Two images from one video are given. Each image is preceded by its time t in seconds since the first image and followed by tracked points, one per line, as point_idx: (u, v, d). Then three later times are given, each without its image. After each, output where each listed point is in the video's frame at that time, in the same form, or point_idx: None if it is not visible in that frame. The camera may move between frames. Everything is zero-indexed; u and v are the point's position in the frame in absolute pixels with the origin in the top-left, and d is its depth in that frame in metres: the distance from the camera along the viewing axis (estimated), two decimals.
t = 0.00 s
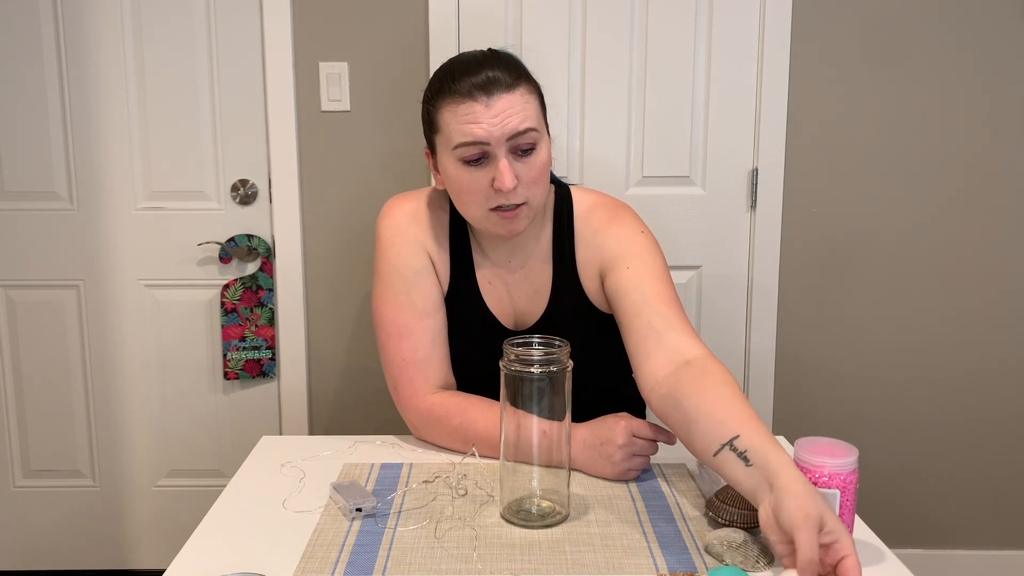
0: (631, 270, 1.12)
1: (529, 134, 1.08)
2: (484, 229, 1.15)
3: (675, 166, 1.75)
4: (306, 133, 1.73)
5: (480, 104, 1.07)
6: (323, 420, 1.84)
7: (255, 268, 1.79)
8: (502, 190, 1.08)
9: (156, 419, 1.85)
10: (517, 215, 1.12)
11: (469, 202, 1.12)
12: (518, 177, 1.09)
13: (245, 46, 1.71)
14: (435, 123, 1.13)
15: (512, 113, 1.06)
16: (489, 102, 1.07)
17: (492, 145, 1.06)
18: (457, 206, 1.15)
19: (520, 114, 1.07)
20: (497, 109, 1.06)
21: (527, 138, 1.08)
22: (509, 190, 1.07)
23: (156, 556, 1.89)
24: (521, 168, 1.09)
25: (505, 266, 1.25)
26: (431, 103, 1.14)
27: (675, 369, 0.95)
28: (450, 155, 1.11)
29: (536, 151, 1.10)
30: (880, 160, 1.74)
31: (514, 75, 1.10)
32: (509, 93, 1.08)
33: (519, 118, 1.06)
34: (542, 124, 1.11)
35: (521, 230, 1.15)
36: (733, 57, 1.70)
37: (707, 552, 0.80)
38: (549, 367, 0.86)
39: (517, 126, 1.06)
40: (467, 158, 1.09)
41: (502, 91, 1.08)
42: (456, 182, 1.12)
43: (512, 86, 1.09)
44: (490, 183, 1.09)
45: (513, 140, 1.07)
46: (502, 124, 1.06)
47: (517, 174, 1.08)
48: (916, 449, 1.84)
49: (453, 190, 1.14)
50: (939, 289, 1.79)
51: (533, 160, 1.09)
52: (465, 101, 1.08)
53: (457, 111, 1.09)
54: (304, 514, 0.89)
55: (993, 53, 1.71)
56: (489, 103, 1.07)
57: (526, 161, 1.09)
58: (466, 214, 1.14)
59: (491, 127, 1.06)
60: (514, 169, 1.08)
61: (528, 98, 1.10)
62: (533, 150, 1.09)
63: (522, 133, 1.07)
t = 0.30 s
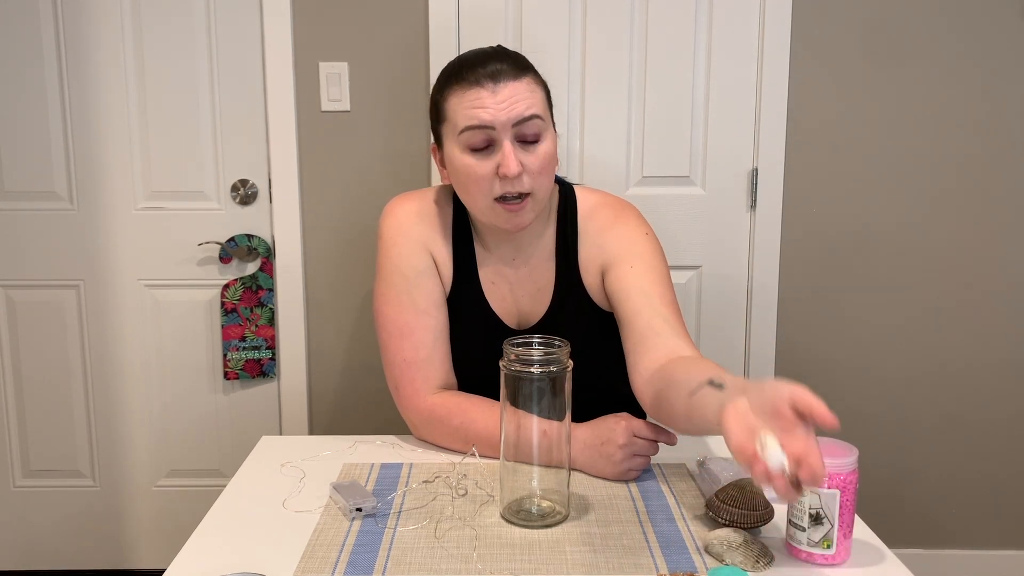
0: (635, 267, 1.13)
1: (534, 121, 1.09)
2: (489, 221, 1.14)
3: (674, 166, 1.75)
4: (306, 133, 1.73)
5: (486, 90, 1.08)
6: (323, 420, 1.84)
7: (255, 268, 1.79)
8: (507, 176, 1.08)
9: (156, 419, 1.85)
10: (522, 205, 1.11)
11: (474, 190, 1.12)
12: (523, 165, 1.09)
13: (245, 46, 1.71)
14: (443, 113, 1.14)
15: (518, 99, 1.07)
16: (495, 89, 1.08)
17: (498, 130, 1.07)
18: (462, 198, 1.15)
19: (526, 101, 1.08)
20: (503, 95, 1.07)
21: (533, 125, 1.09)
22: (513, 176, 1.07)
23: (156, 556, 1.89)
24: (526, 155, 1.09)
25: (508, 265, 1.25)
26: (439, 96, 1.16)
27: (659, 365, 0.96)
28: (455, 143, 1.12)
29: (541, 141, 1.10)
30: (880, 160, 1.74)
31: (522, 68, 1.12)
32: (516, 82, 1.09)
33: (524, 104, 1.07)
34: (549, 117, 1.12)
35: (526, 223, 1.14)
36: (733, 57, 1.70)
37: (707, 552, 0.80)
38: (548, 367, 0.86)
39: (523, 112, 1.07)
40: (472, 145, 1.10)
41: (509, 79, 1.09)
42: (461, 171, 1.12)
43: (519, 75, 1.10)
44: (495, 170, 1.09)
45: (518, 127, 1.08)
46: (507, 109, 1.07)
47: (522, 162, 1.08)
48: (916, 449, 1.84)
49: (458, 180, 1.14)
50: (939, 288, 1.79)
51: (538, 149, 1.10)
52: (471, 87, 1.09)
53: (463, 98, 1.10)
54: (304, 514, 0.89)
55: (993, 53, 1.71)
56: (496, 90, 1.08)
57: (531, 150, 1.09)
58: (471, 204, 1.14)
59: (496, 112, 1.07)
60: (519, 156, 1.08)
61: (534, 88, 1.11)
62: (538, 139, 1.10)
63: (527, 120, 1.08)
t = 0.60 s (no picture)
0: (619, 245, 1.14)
1: (548, 110, 1.09)
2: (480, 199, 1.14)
3: (675, 166, 1.75)
4: (305, 133, 1.73)
5: (509, 67, 1.09)
6: (323, 420, 1.84)
7: (255, 268, 1.79)
8: (506, 155, 1.08)
9: (156, 419, 1.85)
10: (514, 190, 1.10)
11: (472, 164, 1.12)
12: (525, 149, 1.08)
13: (245, 45, 1.71)
14: (466, 84, 1.15)
15: (538, 83, 1.08)
16: (518, 69, 1.09)
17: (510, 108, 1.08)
18: (462, 170, 1.15)
19: (545, 89, 1.08)
20: (524, 76, 1.08)
21: (545, 114, 1.09)
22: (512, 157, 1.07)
23: (156, 556, 1.89)
24: (530, 141, 1.09)
25: (509, 260, 1.26)
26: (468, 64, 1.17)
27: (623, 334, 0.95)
28: (468, 112, 1.12)
29: (551, 132, 1.10)
30: (880, 159, 1.74)
31: (553, 59, 1.12)
32: (541, 70, 1.10)
33: (542, 91, 1.08)
34: (565, 115, 1.12)
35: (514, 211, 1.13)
36: (733, 57, 1.70)
37: (707, 553, 0.80)
38: (548, 367, 0.86)
39: (538, 98, 1.08)
40: (482, 118, 1.10)
41: (535, 63, 1.10)
42: (465, 141, 1.12)
43: (546, 64, 1.11)
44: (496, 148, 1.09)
45: (531, 111, 1.09)
46: (524, 91, 1.07)
47: (525, 146, 1.08)
48: (916, 449, 1.84)
49: (461, 151, 1.14)
50: (939, 289, 1.79)
51: (544, 139, 1.10)
52: (496, 61, 1.10)
53: (485, 69, 1.11)
54: (304, 514, 0.89)
55: (993, 53, 1.71)
56: (519, 70, 1.09)
57: (537, 138, 1.09)
58: (467, 178, 1.14)
59: (512, 89, 1.07)
60: (523, 139, 1.08)
61: (558, 82, 1.11)
62: (548, 131, 1.10)
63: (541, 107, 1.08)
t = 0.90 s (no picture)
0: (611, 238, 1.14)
1: (550, 107, 1.09)
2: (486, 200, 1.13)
3: (675, 166, 1.75)
4: (306, 133, 1.73)
5: (509, 67, 1.10)
6: (323, 420, 1.84)
7: (255, 268, 1.79)
8: (510, 151, 1.07)
9: (156, 418, 1.85)
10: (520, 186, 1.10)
11: (477, 164, 1.11)
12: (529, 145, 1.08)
13: (245, 45, 1.71)
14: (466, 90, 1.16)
15: (538, 80, 1.09)
16: (518, 68, 1.10)
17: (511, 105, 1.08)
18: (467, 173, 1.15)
19: (546, 85, 1.09)
20: (524, 74, 1.09)
21: (547, 110, 1.09)
22: (516, 153, 1.07)
23: (156, 557, 1.89)
24: (533, 138, 1.08)
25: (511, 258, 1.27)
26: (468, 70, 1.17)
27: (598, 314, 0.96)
28: (470, 114, 1.12)
29: (553, 129, 1.10)
30: (880, 159, 1.74)
31: (552, 58, 1.13)
32: (540, 68, 1.10)
33: (543, 87, 1.09)
34: (567, 111, 1.12)
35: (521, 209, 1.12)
36: (733, 57, 1.70)
37: (707, 552, 0.80)
38: (548, 367, 0.86)
39: (539, 94, 1.08)
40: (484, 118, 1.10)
41: (534, 62, 1.10)
42: (468, 142, 1.12)
43: (545, 63, 1.12)
44: (500, 145, 1.09)
45: (532, 107, 1.09)
46: (524, 87, 1.08)
47: (528, 142, 1.08)
48: (916, 449, 1.84)
49: (465, 153, 1.14)
50: (939, 288, 1.79)
51: (548, 135, 1.10)
52: (496, 62, 1.11)
53: (485, 70, 1.11)
54: (304, 514, 0.89)
55: (993, 53, 1.71)
56: (519, 69, 1.10)
57: (540, 134, 1.09)
58: (473, 179, 1.13)
59: (513, 87, 1.08)
60: (526, 134, 1.08)
61: (558, 80, 1.12)
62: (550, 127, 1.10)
63: (542, 103, 1.09)
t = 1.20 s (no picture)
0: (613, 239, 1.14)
1: (552, 118, 1.08)
2: (493, 209, 1.14)
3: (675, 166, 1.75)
4: (306, 133, 1.73)
5: (509, 81, 1.07)
6: (323, 420, 1.84)
7: (255, 268, 1.79)
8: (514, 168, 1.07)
9: (156, 418, 1.85)
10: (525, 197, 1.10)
11: (481, 177, 1.11)
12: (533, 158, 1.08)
13: (245, 45, 1.71)
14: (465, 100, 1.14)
15: (539, 93, 1.07)
16: (518, 81, 1.07)
17: (513, 121, 1.07)
18: (471, 182, 1.15)
19: (547, 98, 1.07)
20: (525, 88, 1.07)
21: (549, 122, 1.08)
22: (521, 169, 1.07)
23: (156, 557, 1.89)
24: (536, 150, 1.08)
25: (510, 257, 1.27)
26: (465, 77, 1.15)
27: (596, 301, 0.97)
28: (471, 128, 1.11)
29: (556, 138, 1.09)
30: (880, 159, 1.74)
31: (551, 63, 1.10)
32: (539, 78, 1.08)
33: (544, 100, 1.07)
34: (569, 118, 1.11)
35: (527, 215, 1.13)
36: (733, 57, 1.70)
37: (707, 552, 0.80)
38: (548, 367, 0.86)
39: (541, 108, 1.07)
40: (486, 132, 1.09)
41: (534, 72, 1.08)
42: (472, 156, 1.12)
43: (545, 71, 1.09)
44: (504, 160, 1.09)
45: (535, 121, 1.07)
46: (525, 102, 1.06)
47: (532, 156, 1.08)
48: (916, 449, 1.84)
49: (468, 164, 1.14)
50: (939, 289, 1.79)
51: (550, 145, 1.09)
52: (494, 75, 1.08)
53: (484, 84, 1.09)
54: (304, 514, 0.89)
55: (993, 53, 1.71)
56: (519, 81, 1.07)
57: (544, 145, 1.08)
58: (478, 190, 1.14)
59: (515, 103, 1.06)
60: (530, 148, 1.07)
61: (558, 87, 1.10)
62: (553, 136, 1.09)
63: (544, 116, 1.07)
